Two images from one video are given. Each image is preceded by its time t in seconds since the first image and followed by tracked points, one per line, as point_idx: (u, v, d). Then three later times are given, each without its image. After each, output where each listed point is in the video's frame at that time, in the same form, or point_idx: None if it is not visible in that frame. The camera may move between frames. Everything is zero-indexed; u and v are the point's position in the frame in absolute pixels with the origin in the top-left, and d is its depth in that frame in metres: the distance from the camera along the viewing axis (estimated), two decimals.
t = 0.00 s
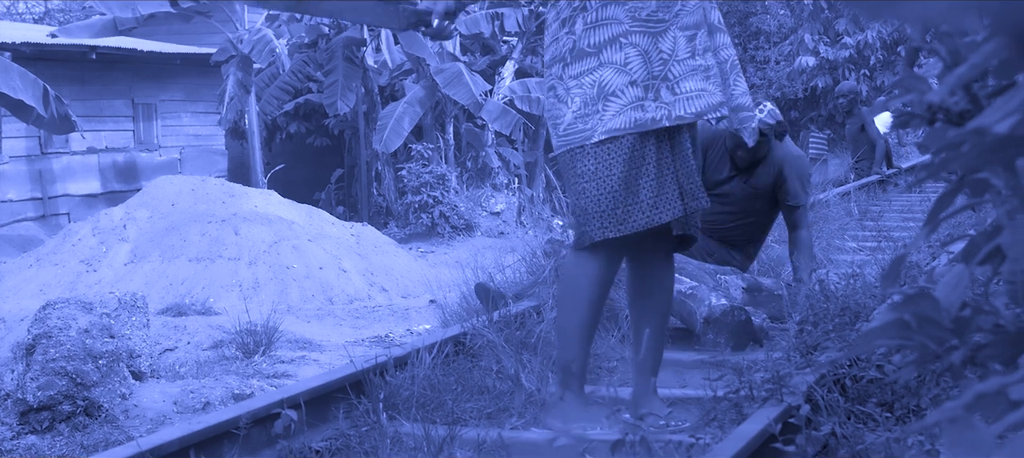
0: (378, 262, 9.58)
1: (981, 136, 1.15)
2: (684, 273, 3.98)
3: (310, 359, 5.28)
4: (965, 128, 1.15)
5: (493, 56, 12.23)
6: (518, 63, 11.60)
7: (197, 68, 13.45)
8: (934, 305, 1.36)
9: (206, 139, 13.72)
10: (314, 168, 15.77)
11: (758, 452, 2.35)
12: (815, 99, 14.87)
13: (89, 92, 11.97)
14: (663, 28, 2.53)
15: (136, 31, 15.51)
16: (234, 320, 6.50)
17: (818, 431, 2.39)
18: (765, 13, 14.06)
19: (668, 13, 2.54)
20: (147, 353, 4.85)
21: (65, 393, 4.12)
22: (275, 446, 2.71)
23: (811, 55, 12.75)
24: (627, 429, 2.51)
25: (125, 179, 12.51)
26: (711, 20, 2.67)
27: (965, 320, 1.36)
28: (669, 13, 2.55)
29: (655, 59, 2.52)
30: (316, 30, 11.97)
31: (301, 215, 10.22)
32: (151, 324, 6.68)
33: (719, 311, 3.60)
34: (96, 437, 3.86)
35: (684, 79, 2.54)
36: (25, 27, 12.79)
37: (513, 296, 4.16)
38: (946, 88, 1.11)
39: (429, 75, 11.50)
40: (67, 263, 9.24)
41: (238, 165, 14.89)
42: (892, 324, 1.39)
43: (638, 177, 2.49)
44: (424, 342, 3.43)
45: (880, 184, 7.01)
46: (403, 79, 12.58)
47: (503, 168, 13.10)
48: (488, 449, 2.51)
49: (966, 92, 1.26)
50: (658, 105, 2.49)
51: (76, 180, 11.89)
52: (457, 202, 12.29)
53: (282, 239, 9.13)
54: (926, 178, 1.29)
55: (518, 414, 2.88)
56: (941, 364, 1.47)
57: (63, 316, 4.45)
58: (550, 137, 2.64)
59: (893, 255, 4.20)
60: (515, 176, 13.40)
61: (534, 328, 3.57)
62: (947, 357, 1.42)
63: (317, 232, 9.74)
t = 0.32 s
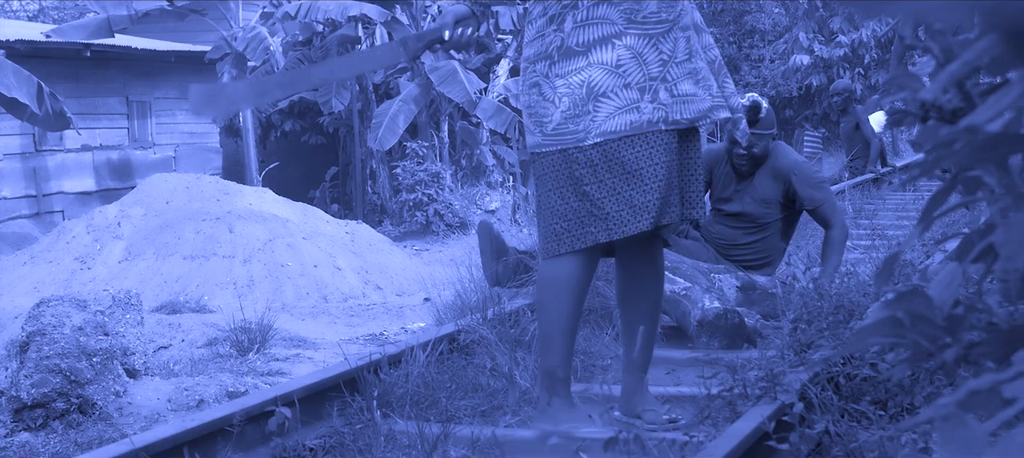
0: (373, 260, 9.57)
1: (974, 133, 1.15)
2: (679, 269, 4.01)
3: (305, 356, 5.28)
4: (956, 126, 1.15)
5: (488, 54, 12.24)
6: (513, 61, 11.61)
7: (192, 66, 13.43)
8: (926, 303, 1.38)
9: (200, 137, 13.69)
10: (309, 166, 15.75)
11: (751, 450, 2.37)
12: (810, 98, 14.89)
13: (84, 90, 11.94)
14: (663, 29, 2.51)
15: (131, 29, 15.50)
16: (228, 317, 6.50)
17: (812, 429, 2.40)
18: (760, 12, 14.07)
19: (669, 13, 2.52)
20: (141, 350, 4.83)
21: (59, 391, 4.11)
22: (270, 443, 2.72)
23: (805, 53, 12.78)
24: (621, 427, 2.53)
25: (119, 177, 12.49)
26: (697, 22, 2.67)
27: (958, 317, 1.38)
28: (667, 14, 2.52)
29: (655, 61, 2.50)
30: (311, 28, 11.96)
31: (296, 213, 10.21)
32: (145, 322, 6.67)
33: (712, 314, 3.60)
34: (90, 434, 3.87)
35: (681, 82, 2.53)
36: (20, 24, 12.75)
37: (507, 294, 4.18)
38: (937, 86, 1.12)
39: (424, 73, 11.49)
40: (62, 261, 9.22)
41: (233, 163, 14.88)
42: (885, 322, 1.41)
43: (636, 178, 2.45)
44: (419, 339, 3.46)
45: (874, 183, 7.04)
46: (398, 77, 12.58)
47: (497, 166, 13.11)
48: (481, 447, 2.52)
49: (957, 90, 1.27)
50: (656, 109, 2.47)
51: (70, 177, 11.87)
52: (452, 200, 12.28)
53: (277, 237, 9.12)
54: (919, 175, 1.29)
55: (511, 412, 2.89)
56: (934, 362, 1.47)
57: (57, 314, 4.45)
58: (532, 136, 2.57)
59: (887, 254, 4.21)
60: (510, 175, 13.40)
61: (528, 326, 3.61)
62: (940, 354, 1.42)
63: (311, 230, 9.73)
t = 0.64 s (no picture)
0: (371, 259, 9.56)
1: (972, 133, 1.15)
2: (678, 269, 4.02)
3: (303, 356, 5.28)
4: (954, 126, 1.16)
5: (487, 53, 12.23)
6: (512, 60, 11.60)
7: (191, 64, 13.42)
8: (924, 303, 1.39)
9: (199, 136, 13.66)
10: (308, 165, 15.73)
11: (750, 449, 2.38)
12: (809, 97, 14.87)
13: (83, 89, 11.93)
14: (659, 31, 2.53)
15: (131, 28, 15.50)
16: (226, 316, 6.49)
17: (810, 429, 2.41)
18: (760, 11, 14.07)
19: (665, 16, 2.54)
20: (139, 349, 4.82)
21: (58, 389, 4.11)
22: (267, 443, 2.74)
23: (805, 53, 12.77)
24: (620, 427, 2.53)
25: (118, 176, 12.47)
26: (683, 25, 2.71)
27: (956, 317, 1.38)
28: (664, 16, 2.54)
29: (652, 62, 2.51)
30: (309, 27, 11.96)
31: (294, 212, 10.20)
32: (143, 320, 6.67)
33: (710, 314, 3.60)
34: (88, 433, 3.87)
35: (671, 83, 2.56)
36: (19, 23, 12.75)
37: (505, 293, 4.19)
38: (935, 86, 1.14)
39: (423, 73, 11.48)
40: (60, 259, 9.22)
41: (232, 162, 14.86)
42: (883, 322, 1.41)
43: (634, 182, 2.47)
44: (417, 338, 3.48)
45: (873, 183, 7.03)
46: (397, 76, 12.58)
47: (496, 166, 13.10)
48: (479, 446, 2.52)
49: (955, 91, 1.28)
50: (652, 111, 2.48)
51: (69, 176, 11.85)
52: (450, 199, 12.24)
53: (275, 236, 9.11)
54: (917, 173, 1.29)
55: (510, 412, 2.88)
56: (932, 362, 1.47)
57: (55, 312, 4.43)
58: (521, 131, 2.55)
59: (886, 254, 4.21)
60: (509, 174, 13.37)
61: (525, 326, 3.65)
62: (938, 354, 1.43)
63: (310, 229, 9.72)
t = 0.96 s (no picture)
0: (363, 235, 9.55)
1: (967, 108, 1.13)
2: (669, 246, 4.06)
3: (295, 331, 5.27)
4: (949, 101, 1.15)
5: (479, 29, 12.19)
6: (505, 37, 11.55)
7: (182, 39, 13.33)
8: (916, 277, 1.39)
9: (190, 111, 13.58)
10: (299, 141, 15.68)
11: (741, 426, 2.43)
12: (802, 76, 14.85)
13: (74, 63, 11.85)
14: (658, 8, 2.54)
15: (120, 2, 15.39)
16: (218, 292, 6.49)
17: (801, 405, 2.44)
18: None
19: None
20: (132, 324, 4.79)
21: (49, 363, 4.12)
22: (260, 415, 2.87)
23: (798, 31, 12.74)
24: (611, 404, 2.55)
25: (108, 150, 12.40)
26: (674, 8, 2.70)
27: (949, 291, 1.39)
28: None
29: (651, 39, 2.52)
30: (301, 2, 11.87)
31: (285, 188, 10.18)
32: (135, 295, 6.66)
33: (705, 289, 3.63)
34: (81, 407, 3.87)
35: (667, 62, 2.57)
36: None
37: (497, 269, 4.21)
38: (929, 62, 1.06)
39: (415, 49, 11.42)
40: (50, 234, 9.20)
41: (223, 137, 14.80)
42: (877, 295, 1.41)
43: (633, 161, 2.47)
44: (410, 313, 3.56)
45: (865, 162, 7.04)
46: (389, 52, 12.53)
47: (488, 142, 13.04)
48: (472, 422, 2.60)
49: (951, 66, 1.31)
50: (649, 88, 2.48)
51: (59, 150, 11.77)
52: (442, 176, 12.18)
53: (267, 211, 9.08)
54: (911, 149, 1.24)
55: (501, 387, 3.14)
56: (925, 336, 1.48)
57: (46, 286, 4.42)
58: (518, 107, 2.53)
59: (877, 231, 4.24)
60: (501, 150, 13.33)
61: (519, 300, 3.73)
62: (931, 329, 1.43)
63: (301, 204, 9.69)
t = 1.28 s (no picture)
0: (361, 233, 9.54)
1: (967, 102, 1.13)
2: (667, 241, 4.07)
3: (294, 328, 5.26)
4: (947, 95, 1.14)
5: (477, 27, 12.19)
6: (503, 33, 11.54)
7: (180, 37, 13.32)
8: (915, 272, 1.39)
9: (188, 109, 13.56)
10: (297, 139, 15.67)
11: (741, 422, 2.44)
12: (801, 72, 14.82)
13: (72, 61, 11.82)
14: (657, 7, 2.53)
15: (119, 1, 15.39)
16: (217, 289, 6.49)
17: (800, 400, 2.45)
18: None
19: None
20: (131, 322, 4.78)
21: (48, 361, 4.12)
22: (260, 412, 2.88)
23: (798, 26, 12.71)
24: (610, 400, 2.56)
25: (107, 148, 12.40)
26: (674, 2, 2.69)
27: (948, 287, 1.39)
28: None
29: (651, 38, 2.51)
30: None
31: (284, 186, 10.17)
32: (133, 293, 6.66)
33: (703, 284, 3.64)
34: (80, 405, 3.87)
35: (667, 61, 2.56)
36: None
37: (496, 266, 4.22)
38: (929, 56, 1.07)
39: (413, 46, 11.42)
40: (49, 232, 9.19)
41: (222, 135, 14.80)
42: (876, 291, 1.41)
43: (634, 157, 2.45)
44: (410, 310, 3.57)
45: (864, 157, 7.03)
46: (387, 50, 12.53)
47: (486, 139, 13.03)
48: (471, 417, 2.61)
49: (950, 61, 1.31)
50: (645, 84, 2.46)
51: (58, 149, 11.76)
52: (441, 173, 12.16)
53: (266, 209, 9.07)
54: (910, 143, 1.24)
55: (501, 383, 3.14)
56: (925, 331, 1.48)
57: (45, 283, 4.42)
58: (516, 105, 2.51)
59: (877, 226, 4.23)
60: (499, 147, 13.32)
61: (518, 297, 3.75)
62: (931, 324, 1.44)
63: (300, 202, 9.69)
